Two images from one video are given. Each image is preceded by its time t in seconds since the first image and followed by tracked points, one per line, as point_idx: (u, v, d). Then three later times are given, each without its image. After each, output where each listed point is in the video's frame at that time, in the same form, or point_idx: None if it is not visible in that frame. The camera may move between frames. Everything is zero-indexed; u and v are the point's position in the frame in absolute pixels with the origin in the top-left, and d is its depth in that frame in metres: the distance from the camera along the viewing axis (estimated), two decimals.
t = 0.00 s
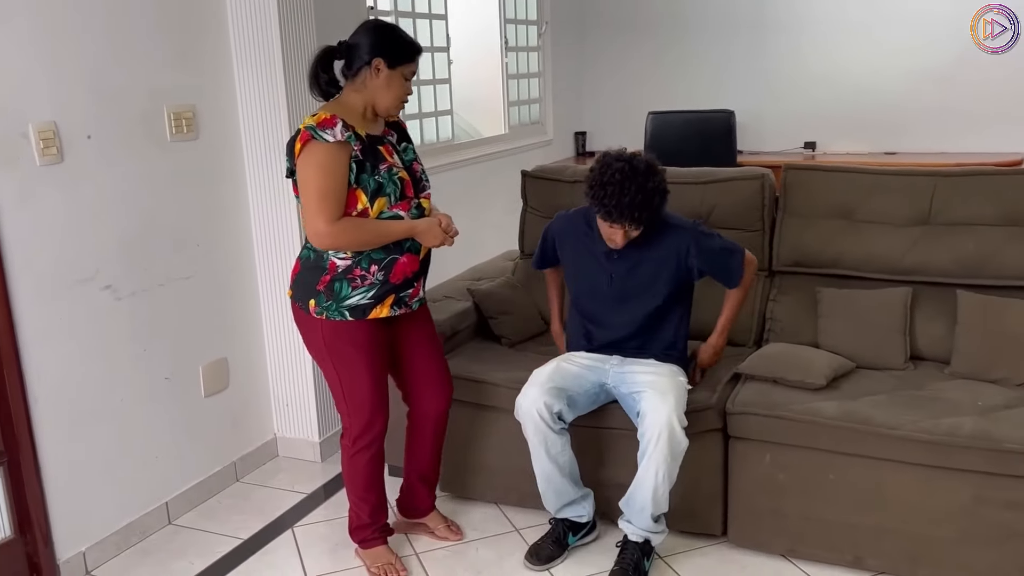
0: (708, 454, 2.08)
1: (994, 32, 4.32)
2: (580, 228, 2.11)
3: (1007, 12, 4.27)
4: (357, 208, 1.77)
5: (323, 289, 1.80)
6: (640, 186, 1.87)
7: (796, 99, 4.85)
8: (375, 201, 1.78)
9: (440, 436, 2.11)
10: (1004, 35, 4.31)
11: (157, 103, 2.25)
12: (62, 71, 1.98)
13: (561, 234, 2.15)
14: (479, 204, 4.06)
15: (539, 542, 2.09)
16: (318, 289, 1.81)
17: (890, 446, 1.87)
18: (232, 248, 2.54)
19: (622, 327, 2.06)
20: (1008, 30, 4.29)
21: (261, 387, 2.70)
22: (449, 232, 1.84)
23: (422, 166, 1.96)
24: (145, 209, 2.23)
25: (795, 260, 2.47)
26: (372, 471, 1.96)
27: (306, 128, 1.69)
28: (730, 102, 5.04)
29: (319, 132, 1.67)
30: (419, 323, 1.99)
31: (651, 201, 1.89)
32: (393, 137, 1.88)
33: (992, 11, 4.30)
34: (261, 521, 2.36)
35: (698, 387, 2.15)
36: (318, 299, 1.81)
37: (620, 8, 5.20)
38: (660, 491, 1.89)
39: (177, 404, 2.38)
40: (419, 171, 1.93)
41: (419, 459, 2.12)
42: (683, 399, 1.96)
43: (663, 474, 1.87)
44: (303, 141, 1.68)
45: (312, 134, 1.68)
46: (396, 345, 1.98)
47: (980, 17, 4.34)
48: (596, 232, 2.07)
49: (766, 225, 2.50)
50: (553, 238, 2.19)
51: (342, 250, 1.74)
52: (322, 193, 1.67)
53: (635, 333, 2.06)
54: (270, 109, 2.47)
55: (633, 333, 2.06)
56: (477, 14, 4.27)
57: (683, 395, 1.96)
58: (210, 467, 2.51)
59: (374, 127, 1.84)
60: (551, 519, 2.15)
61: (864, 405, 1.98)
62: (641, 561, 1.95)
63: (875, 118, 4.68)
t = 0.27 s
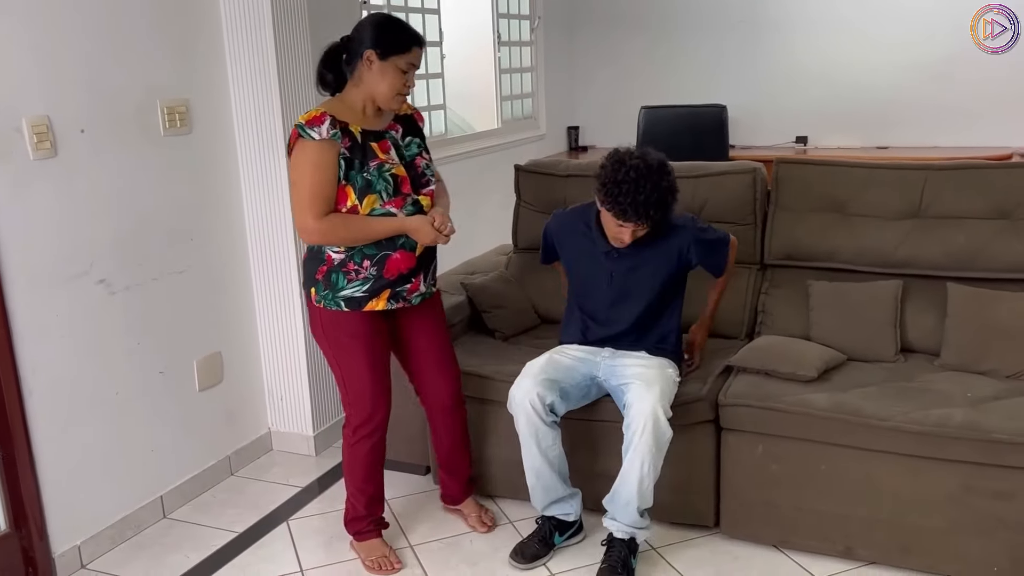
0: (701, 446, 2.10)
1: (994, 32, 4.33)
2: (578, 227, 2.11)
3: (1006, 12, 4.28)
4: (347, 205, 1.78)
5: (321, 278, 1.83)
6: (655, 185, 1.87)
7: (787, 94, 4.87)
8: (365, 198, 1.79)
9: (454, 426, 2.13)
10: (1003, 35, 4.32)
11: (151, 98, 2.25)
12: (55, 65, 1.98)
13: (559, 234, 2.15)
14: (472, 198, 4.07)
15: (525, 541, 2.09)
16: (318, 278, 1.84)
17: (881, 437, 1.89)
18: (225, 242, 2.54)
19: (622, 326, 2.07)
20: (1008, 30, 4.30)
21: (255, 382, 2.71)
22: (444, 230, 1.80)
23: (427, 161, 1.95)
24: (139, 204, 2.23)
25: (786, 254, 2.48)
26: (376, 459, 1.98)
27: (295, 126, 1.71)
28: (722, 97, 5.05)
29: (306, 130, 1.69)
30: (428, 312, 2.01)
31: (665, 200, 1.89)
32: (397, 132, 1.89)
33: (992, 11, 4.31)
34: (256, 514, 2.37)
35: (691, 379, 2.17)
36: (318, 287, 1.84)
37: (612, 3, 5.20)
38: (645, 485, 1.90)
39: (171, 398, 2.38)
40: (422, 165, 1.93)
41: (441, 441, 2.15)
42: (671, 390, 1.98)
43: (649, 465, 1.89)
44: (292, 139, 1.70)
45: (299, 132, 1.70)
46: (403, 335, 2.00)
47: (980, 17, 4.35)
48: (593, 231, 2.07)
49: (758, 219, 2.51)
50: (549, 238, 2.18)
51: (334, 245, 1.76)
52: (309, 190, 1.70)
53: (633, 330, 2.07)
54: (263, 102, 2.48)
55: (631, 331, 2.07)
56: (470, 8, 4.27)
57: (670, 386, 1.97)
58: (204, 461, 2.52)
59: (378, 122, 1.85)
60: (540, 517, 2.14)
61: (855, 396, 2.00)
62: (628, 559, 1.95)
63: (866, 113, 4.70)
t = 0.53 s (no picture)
0: (694, 440, 2.11)
1: (994, 32, 4.34)
2: (569, 248, 2.09)
3: (1006, 12, 4.29)
4: (363, 197, 1.86)
5: (346, 265, 1.93)
6: (650, 244, 1.86)
7: (781, 90, 4.88)
8: (379, 192, 1.85)
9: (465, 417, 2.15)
10: (1003, 35, 4.33)
11: (144, 93, 2.25)
12: (49, 60, 1.98)
13: (552, 261, 2.13)
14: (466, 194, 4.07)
15: (520, 535, 2.10)
16: (343, 266, 1.94)
17: (873, 431, 1.91)
18: (219, 237, 2.54)
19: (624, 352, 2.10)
20: (1007, 30, 4.31)
21: (250, 377, 2.71)
22: (449, 231, 1.83)
23: (454, 161, 1.95)
24: (133, 199, 2.23)
25: (779, 249, 2.49)
26: (381, 447, 2.02)
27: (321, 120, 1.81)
28: (715, 93, 5.06)
29: (327, 124, 1.79)
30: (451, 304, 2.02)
31: (660, 257, 1.88)
32: (427, 131, 1.90)
33: (992, 11, 4.32)
34: (250, 509, 2.37)
35: (684, 374, 2.18)
36: (342, 275, 1.95)
37: None
38: (644, 480, 1.92)
39: (166, 393, 2.38)
40: (447, 164, 1.93)
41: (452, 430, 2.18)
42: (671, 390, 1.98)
43: (649, 464, 1.90)
44: (317, 133, 1.81)
45: (323, 126, 1.80)
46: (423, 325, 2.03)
47: (980, 17, 4.35)
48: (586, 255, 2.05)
49: (751, 214, 2.52)
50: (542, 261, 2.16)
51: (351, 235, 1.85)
52: (327, 182, 1.80)
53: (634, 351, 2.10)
54: (258, 97, 2.48)
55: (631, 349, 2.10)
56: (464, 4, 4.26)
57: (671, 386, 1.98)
58: (199, 456, 2.52)
59: (410, 119, 1.88)
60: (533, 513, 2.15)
61: (847, 390, 2.01)
62: (629, 540, 2.00)
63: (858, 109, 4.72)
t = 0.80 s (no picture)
0: (689, 435, 2.11)
1: (994, 32, 4.34)
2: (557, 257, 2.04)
3: (1006, 12, 4.29)
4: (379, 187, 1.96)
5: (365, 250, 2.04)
6: (629, 265, 1.84)
7: (776, 86, 4.89)
8: (389, 185, 1.94)
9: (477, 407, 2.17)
10: (1003, 35, 4.32)
11: (138, 88, 2.24)
12: (42, 54, 1.97)
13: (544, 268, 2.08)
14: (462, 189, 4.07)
15: (514, 531, 2.10)
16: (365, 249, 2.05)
17: (867, 426, 1.91)
18: (214, 232, 2.54)
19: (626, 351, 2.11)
20: (1007, 29, 4.31)
21: (245, 373, 2.70)
22: (443, 231, 1.89)
23: (470, 164, 1.96)
24: (127, 195, 2.23)
25: (773, 245, 2.50)
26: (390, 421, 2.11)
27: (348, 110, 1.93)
28: (711, 89, 5.06)
29: (349, 114, 1.91)
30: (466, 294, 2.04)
31: (643, 275, 1.86)
32: (448, 132, 1.93)
33: (992, 11, 4.32)
34: (246, 505, 2.37)
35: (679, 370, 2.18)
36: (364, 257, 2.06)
37: None
38: (640, 483, 1.92)
39: (160, 389, 2.38)
40: (461, 168, 1.96)
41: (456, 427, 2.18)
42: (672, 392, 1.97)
43: (648, 467, 1.90)
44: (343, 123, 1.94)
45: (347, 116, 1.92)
46: (438, 314, 2.08)
47: (980, 17, 4.35)
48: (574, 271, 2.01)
49: (746, 210, 2.53)
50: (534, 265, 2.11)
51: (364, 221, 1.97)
52: (345, 169, 1.94)
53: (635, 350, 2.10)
54: (252, 92, 2.47)
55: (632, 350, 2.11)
56: None
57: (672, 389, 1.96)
58: (194, 452, 2.52)
59: (434, 116, 1.93)
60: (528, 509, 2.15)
61: (841, 385, 2.02)
62: (623, 536, 2.01)
63: (853, 105, 4.72)
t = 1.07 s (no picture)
0: (686, 432, 2.11)
1: (994, 32, 4.34)
2: (562, 244, 2.03)
3: (1006, 12, 4.29)
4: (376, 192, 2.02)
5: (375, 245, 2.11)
6: (635, 247, 1.84)
7: (772, 82, 4.89)
8: (382, 192, 2.00)
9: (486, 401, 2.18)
10: (1003, 35, 4.32)
11: (133, 84, 2.23)
12: (36, 49, 1.96)
13: (548, 255, 2.06)
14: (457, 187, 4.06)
15: (512, 527, 2.10)
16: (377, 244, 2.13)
17: (864, 422, 1.91)
18: (209, 229, 2.53)
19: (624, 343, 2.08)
20: (1007, 29, 4.31)
21: (240, 369, 2.70)
22: (423, 243, 1.92)
23: (459, 175, 1.95)
24: (121, 190, 2.22)
25: (770, 242, 2.50)
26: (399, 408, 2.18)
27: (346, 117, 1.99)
28: (707, 85, 5.06)
29: (343, 123, 1.96)
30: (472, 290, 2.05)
31: (649, 255, 1.86)
32: (437, 142, 1.92)
33: (992, 11, 4.32)
34: (241, 502, 2.36)
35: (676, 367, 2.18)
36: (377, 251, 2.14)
37: None
38: (639, 476, 1.92)
39: (156, 386, 2.37)
40: (448, 180, 1.95)
41: (458, 422, 2.19)
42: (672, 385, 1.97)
43: (648, 459, 1.90)
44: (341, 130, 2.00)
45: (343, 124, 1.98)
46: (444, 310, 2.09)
47: (979, 17, 4.35)
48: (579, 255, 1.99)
49: (742, 206, 2.53)
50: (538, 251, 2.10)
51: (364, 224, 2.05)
52: (345, 174, 2.02)
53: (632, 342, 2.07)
54: (249, 88, 2.46)
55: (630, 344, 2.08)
56: None
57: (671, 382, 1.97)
58: (190, 449, 2.51)
59: (428, 125, 1.92)
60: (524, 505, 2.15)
61: (838, 382, 2.02)
62: (621, 532, 2.00)
63: (849, 102, 4.73)
